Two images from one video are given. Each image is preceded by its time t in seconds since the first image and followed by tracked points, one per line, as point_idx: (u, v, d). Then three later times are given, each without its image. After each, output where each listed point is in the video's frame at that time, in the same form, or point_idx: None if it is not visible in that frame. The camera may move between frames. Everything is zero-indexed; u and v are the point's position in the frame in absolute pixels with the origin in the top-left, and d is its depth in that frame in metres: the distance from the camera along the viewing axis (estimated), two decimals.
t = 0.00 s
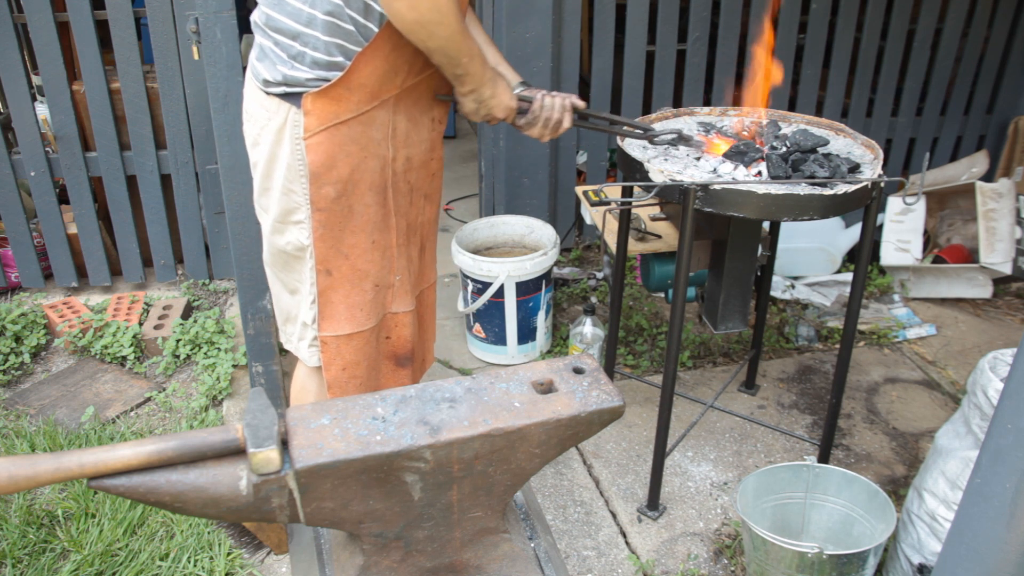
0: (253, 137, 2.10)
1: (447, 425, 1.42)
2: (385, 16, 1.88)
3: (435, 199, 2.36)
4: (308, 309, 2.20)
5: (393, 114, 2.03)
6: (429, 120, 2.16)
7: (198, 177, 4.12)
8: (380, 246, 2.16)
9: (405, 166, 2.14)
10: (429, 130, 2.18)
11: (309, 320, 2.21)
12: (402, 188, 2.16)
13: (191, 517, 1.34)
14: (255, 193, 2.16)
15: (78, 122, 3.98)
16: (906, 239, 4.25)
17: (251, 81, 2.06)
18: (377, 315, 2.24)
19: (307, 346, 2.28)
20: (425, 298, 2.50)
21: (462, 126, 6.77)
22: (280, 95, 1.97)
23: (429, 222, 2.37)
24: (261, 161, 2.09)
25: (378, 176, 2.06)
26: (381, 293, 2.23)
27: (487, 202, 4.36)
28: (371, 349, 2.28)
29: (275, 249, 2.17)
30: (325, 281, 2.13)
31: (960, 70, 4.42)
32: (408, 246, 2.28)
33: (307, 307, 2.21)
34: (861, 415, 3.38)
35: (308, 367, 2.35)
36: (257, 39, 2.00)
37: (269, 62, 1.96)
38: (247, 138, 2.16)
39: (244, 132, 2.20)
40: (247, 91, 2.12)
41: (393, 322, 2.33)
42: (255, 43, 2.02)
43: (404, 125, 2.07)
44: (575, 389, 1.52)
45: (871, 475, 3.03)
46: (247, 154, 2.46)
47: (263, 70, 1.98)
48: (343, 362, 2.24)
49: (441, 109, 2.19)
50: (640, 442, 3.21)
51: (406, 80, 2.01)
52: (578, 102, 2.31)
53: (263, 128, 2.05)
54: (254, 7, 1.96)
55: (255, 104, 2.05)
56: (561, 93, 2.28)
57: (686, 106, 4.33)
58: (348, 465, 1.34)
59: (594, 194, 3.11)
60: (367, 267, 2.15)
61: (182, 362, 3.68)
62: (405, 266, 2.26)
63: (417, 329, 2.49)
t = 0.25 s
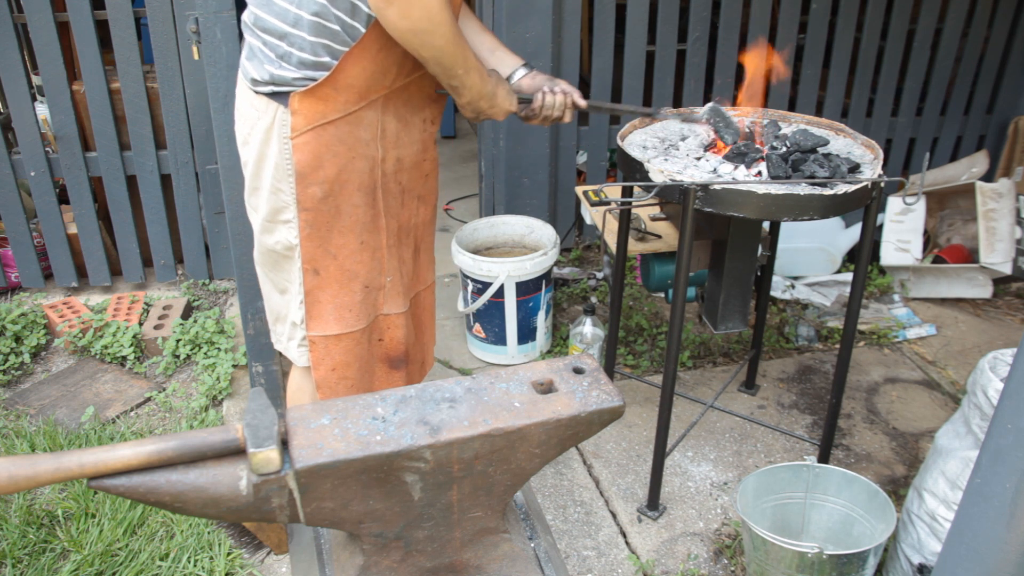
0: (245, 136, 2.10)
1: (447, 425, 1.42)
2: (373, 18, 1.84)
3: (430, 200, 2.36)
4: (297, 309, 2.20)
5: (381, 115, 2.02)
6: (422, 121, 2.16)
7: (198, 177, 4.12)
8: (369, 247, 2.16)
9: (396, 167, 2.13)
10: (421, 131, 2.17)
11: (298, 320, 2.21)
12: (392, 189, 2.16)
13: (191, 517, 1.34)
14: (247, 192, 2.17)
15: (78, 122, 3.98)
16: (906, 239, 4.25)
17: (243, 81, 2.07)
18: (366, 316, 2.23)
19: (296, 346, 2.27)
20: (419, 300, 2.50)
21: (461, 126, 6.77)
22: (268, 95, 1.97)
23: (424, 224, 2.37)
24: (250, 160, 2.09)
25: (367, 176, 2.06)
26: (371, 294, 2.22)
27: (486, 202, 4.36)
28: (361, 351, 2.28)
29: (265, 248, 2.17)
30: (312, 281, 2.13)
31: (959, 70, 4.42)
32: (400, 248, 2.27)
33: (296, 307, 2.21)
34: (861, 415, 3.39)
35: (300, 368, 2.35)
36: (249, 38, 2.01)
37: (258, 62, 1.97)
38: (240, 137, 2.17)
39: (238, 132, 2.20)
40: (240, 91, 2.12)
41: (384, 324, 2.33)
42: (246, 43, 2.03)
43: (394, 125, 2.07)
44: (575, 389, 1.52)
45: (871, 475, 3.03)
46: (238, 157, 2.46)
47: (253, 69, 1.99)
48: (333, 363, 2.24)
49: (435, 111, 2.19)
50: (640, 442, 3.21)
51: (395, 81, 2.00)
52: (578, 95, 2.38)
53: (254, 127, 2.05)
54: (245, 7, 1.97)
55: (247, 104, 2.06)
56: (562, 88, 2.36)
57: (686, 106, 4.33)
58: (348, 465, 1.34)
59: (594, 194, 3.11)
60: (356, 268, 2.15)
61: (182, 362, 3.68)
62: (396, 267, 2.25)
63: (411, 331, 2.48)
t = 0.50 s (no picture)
0: (241, 137, 2.10)
1: (447, 425, 1.42)
2: (368, 18, 1.86)
3: (427, 199, 2.36)
4: (297, 309, 2.20)
5: (379, 114, 2.03)
6: (419, 119, 2.16)
7: (198, 177, 4.12)
8: (369, 246, 2.16)
9: (394, 165, 2.13)
10: (418, 130, 2.18)
11: (298, 320, 2.21)
12: (390, 188, 2.16)
13: (191, 517, 1.34)
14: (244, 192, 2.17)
15: (78, 122, 3.98)
16: (906, 239, 4.25)
17: (238, 82, 2.07)
18: (367, 315, 2.23)
19: (296, 347, 2.27)
20: (417, 298, 2.50)
21: (461, 126, 6.77)
22: (265, 95, 1.97)
23: (422, 222, 2.37)
24: (247, 161, 2.09)
25: (365, 175, 2.06)
26: (371, 293, 2.22)
27: (486, 202, 4.36)
28: (361, 349, 2.28)
29: (263, 249, 2.17)
30: (312, 281, 2.13)
31: (960, 70, 4.42)
32: (399, 246, 2.27)
33: (295, 307, 2.21)
34: (861, 415, 3.39)
35: (300, 368, 2.35)
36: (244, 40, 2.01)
37: (254, 63, 1.97)
38: (235, 138, 2.17)
39: (234, 133, 2.20)
40: (236, 92, 2.12)
41: (384, 323, 2.33)
42: (242, 44, 2.02)
43: (392, 124, 2.07)
44: (575, 389, 1.52)
45: (871, 475, 3.02)
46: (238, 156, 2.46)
47: (249, 70, 1.99)
48: (333, 363, 2.24)
49: (431, 108, 2.19)
50: (640, 442, 3.21)
51: (391, 80, 2.00)
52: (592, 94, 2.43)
53: (250, 128, 2.05)
54: (239, 8, 1.97)
55: (242, 103, 2.06)
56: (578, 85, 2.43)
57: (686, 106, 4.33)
58: (348, 465, 1.34)
59: (594, 194, 3.11)
60: (355, 267, 2.15)
61: (182, 362, 3.68)
62: (395, 266, 2.25)
63: (410, 330, 2.48)
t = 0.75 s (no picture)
0: (234, 137, 2.11)
1: (447, 425, 1.42)
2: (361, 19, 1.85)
3: (421, 199, 2.36)
4: (291, 309, 2.19)
5: (370, 114, 2.03)
6: (411, 119, 2.16)
7: (198, 177, 4.12)
8: (362, 246, 2.16)
9: (386, 166, 2.14)
10: (411, 130, 2.18)
11: (292, 320, 2.21)
12: (383, 189, 2.16)
13: (191, 517, 1.34)
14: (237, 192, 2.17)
15: (78, 122, 3.98)
16: (906, 239, 4.25)
17: (232, 81, 2.07)
18: (362, 315, 2.23)
19: (291, 346, 2.27)
20: (413, 298, 2.50)
21: (461, 126, 6.77)
22: (257, 96, 1.96)
23: (416, 223, 2.37)
24: (240, 161, 2.09)
25: (357, 176, 2.06)
26: (365, 293, 2.22)
27: (487, 202, 4.36)
28: (356, 349, 2.28)
29: (257, 248, 2.17)
30: (305, 281, 2.13)
31: (960, 70, 4.42)
32: (392, 246, 2.28)
33: (289, 306, 2.20)
34: (861, 415, 3.39)
35: (297, 367, 2.35)
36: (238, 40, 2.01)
37: (246, 63, 1.96)
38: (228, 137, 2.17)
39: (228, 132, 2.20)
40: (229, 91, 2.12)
41: (379, 323, 2.33)
42: (236, 45, 2.02)
43: (383, 125, 2.07)
44: (575, 389, 1.52)
45: (871, 475, 3.03)
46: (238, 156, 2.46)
47: (241, 70, 1.98)
48: (329, 362, 2.24)
49: (424, 109, 2.20)
50: (640, 442, 3.21)
51: (383, 81, 2.01)
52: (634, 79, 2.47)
53: (243, 128, 2.05)
54: (233, 8, 1.97)
55: (235, 103, 2.06)
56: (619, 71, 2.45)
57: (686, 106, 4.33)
58: (348, 465, 1.34)
59: (594, 194, 3.11)
60: (349, 267, 2.15)
61: (182, 362, 3.68)
62: (389, 266, 2.25)
63: (405, 330, 2.48)
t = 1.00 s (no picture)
0: (246, 136, 2.10)
1: (447, 425, 1.42)
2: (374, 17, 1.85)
3: (431, 198, 2.37)
4: (301, 307, 2.19)
5: (382, 114, 2.03)
6: (422, 118, 2.17)
7: (198, 177, 4.12)
8: (373, 245, 2.16)
9: (397, 165, 2.14)
10: (422, 129, 2.18)
11: (302, 318, 2.20)
12: (393, 188, 2.16)
13: (190, 517, 1.34)
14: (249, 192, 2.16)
15: (78, 122, 3.98)
16: (906, 239, 4.25)
17: (244, 82, 2.07)
18: (371, 313, 2.24)
19: (301, 344, 2.26)
20: (420, 297, 2.51)
21: (461, 127, 6.78)
22: (269, 95, 1.96)
23: (426, 221, 2.38)
24: (252, 160, 2.09)
25: (368, 175, 2.06)
26: (375, 292, 2.23)
27: (487, 202, 4.36)
28: (365, 347, 2.28)
29: (269, 247, 2.16)
30: (316, 280, 2.13)
31: (960, 70, 4.42)
32: (403, 245, 2.28)
33: (299, 304, 2.20)
34: (861, 415, 3.39)
35: (305, 365, 2.35)
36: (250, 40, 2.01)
37: (259, 63, 1.96)
38: (240, 136, 2.16)
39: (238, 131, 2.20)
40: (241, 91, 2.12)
41: (388, 321, 2.34)
42: (249, 46, 2.03)
43: (395, 124, 2.08)
44: (575, 389, 1.52)
45: (871, 475, 3.03)
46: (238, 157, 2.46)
47: (254, 70, 1.98)
48: (337, 359, 2.24)
49: (434, 108, 2.20)
50: (640, 442, 3.21)
51: (394, 81, 2.01)
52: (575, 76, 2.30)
53: (255, 127, 2.05)
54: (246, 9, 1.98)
55: (247, 103, 2.06)
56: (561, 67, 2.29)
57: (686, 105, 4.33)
58: (348, 466, 1.34)
59: (594, 194, 3.11)
60: (360, 265, 2.15)
61: (182, 362, 3.68)
62: (399, 265, 2.26)
63: (411, 329, 2.49)
